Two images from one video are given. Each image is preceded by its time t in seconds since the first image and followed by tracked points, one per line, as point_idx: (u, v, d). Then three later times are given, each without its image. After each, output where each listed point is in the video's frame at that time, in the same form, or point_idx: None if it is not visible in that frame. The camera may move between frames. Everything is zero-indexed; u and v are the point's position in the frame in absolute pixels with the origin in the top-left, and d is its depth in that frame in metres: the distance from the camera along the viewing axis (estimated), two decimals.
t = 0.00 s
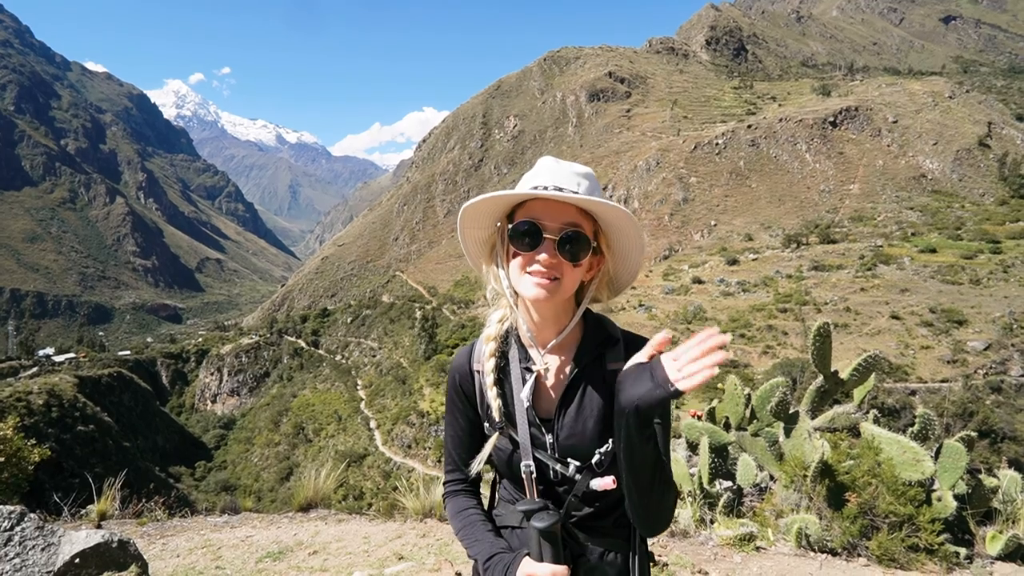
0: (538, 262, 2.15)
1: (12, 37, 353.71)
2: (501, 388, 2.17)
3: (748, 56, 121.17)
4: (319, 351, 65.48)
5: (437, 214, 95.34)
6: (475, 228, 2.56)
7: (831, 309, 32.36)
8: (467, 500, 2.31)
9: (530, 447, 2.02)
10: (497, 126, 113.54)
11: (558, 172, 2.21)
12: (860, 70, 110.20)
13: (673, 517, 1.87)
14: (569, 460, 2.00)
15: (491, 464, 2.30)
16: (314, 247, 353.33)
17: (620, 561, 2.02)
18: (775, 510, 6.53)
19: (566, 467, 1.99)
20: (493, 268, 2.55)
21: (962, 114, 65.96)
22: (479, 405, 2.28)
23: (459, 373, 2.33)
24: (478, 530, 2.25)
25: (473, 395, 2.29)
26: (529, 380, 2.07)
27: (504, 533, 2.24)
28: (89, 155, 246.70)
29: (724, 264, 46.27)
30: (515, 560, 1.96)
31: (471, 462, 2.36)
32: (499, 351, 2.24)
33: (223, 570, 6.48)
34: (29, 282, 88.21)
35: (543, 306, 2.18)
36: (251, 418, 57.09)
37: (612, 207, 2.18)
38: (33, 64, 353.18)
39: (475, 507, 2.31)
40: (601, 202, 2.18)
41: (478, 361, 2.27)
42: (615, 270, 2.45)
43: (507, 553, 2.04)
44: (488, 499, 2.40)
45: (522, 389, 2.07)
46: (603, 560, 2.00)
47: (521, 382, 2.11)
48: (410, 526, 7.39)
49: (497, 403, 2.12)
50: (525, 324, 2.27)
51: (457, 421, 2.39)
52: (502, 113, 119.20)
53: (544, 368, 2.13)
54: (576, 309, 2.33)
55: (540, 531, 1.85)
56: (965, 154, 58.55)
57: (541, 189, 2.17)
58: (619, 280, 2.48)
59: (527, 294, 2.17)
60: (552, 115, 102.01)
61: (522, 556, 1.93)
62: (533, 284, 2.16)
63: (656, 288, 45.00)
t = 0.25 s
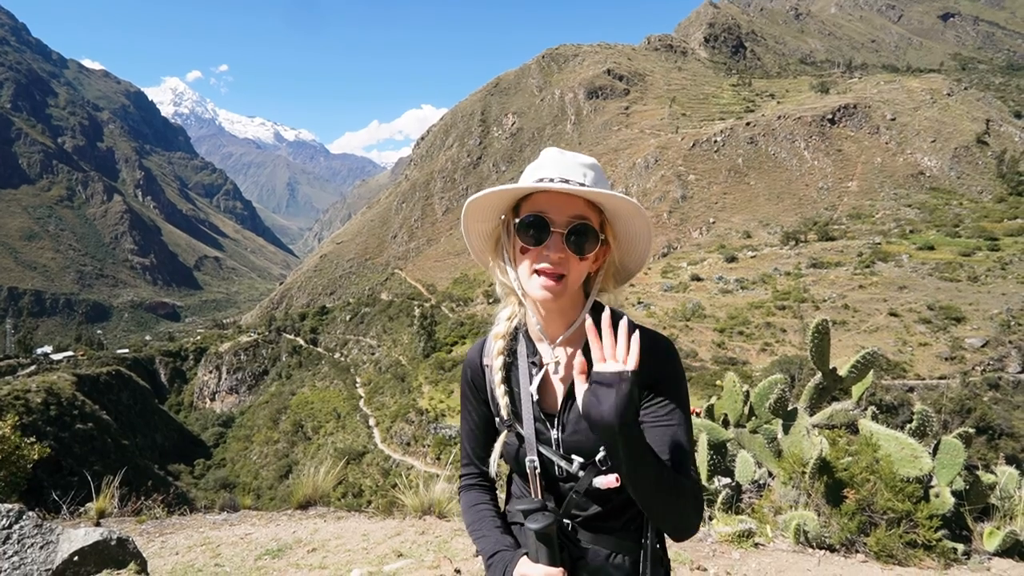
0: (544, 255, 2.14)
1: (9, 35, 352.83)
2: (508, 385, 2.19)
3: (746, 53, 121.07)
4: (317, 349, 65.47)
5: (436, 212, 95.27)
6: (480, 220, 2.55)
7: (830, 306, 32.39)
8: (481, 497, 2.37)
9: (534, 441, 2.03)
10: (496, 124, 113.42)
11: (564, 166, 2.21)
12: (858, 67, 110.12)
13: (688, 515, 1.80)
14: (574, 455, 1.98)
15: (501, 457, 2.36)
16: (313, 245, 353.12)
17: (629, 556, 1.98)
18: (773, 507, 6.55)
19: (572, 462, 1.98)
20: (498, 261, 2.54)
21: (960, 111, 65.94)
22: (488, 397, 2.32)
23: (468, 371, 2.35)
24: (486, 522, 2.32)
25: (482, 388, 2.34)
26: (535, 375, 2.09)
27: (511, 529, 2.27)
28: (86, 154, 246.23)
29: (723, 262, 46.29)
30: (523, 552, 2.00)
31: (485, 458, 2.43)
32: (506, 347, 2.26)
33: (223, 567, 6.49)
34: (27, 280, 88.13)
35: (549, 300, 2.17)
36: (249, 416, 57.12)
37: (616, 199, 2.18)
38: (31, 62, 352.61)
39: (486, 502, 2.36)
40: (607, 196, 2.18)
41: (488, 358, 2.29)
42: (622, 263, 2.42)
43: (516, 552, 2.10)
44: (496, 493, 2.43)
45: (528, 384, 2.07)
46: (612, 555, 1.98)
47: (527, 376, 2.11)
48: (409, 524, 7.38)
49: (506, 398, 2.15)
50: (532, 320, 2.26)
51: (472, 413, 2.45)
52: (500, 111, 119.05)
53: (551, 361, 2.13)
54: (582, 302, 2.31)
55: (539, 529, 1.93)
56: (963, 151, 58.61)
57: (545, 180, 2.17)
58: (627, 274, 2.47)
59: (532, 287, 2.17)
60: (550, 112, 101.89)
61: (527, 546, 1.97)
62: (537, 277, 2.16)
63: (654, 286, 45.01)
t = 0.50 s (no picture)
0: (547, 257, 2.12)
1: (10, 35, 352.87)
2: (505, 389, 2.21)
3: (746, 56, 121.23)
4: (317, 349, 65.43)
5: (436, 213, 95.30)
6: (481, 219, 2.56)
7: (829, 309, 32.41)
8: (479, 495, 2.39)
9: (530, 446, 2.04)
10: (496, 125, 113.52)
11: (566, 169, 2.20)
12: (858, 70, 110.30)
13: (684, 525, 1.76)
14: (567, 462, 1.98)
15: (499, 456, 2.36)
16: (312, 246, 353.14)
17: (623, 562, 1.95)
18: (772, 510, 6.55)
19: (564, 468, 1.98)
20: (498, 258, 2.54)
21: (960, 114, 66.00)
22: (488, 399, 2.33)
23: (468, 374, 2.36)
24: (485, 522, 2.33)
25: (484, 388, 2.36)
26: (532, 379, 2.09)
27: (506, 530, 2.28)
28: (86, 153, 246.27)
29: (723, 264, 46.32)
30: (516, 553, 1.99)
31: (486, 459, 2.45)
32: (505, 352, 2.27)
33: (220, 568, 6.48)
34: (27, 279, 88.10)
35: (548, 301, 2.17)
36: (248, 416, 57.07)
37: (622, 206, 2.18)
38: (32, 61, 352.80)
39: (484, 503, 2.38)
40: (610, 201, 2.19)
41: (487, 362, 2.31)
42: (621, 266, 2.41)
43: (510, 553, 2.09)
44: (495, 494, 2.45)
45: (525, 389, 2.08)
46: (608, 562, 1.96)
47: (525, 381, 2.12)
48: (407, 525, 7.38)
49: (504, 400, 2.17)
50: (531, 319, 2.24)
51: (472, 414, 2.47)
52: (500, 112, 119.16)
53: (548, 366, 2.13)
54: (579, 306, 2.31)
55: (530, 528, 1.92)
56: (963, 155, 58.68)
57: (548, 183, 2.16)
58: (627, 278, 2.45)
59: (532, 285, 2.16)
60: (551, 114, 101.92)
61: (519, 549, 1.96)
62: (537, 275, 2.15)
63: (654, 288, 45.02)
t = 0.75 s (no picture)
0: (545, 247, 2.12)
1: (13, 37, 352.90)
2: (499, 390, 2.24)
3: (748, 59, 121.36)
4: (318, 351, 65.38)
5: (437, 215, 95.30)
6: (473, 213, 2.56)
7: (831, 312, 32.38)
8: (477, 498, 2.44)
9: (519, 447, 2.06)
10: (497, 128, 113.60)
11: (559, 168, 2.21)
12: (860, 73, 110.35)
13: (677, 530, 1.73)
14: (552, 466, 1.97)
15: (494, 459, 2.37)
16: (314, 247, 353.23)
17: (615, 562, 1.93)
18: (773, 512, 6.52)
19: (547, 473, 1.98)
20: (490, 254, 2.54)
21: (961, 118, 66.02)
22: (483, 402, 2.36)
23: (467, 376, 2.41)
24: (481, 524, 2.33)
25: (479, 391, 2.39)
26: (521, 376, 2.11)
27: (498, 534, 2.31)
28: (89, 154, 246.69)
29: (724, 267, 46.31)
30: (508, 555, 1.99)
31: (484, 462, 2.47)
32: (500, 356, 2.30)
33: (221, 569, 6.48)
34: (29, 280, 88.21)
35: (538, 297, 2.15)
36: (249, 418, 57.04)
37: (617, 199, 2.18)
38: (34, 63, 353.10)
39: (481, 504, 2.43)
40: (602, 194, 2.17)
41: (484, 363, 2.33)
42: (613, 264, 2.38)
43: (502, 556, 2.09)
44: (491, 493, 2.48)
45: (512, 387, 2.12)
46: (603, 567, 1.93)
47: (516, 381, 2.13)
48: (408, 528, 7.36)
49: (496, 402, 2.18)
50: (521, 315, 2.23)
51: (469, 416, 2.48)
52: (502, 115, 119.27)
53: (539, 361, 2.12)
54: (574, 301, 2.28)
55: (519, 529, 1.93)
56: (964, 158, 58.73)
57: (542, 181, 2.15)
58: (619, 275, 2.44)
59: (521, 282, 2.15)
60: (552, 117, 101.99)
61: (509, 549, 1.97)
62: (526, 270, 2.14)
63: (655, 290, 45.02)
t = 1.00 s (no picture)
0: (537, 249, 2.13)
1: (15, 37, 353.17)
2: (495, 390, 2.26)
3: (749, 58, 121.13)
4: (320, 351, 65.40)
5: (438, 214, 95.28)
6: (469, 213, 2.58)
7: (832, 311, 32.33)
8: (474, 499, 2.45)
9: (513, 446, 2.07)
10: (499, 127, 113.60)
11: (554, 169, 2.23)
12: (862, 72, 110.08)
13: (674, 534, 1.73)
14: (547, 465, 1.97)
15: (494, 459, 2.37)
16: (315, 247, 353.32)
17: (612, 564, 1.92)
18: (774, 511, 6.52)
19: (544, 472, 1.98)
20: (484, 257, 2.55)
21: (963, 117, 65.87)
22: (479, 402, 2.37)
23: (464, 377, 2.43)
24: (477, 525, 2.35)
25: (476, 392, 2.40)
26: (514, 375, 2.12)
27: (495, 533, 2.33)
28: (91, 154, 246.87)
29: (725, 266, 46.24)
30: (504, 554, 1.99)
31: (482, 462, 2.47)
32: (493, 360, 2.32)
33: (222, 568, 6.49)
34: (31, 280, 88.34)
35: (533, 297, 2.16)
36: (251, 417, 57.10)
37: (610, 197, 2.18)
38: (36, 63, 353.19)
39: (479, 503, 2.44)
40: (595, 193, 2.18)
41: (480, 366, 2.34)
42: (608, 265, 2.38)
43: (500, 553, 2.09)
44: (489, 493, 2.49)
45: (506, 384, 2.12)
46: (602, 568, 1.92)
47: (509, 382, 2.15)
48: (409, 527, 7.38)
49: (493, 401, 2.20)
50: (516, 316, 2.24)
51: (468, 416, 2.49)
52: (503, 114, 119.18)
53: (534, 361, 2.13)
54: (568, 301, 2.28)
55: (514, 528, 1.92)
56: (966, 157, 58.55)
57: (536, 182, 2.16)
58: (615, 276, 2.44)
59: (514, 282, 2.17)
60: (553, 116, 101.92)
61: (504, 550, 1.97)
62: (520, 270, 2.15)
63: (657, 290, 44.96)
